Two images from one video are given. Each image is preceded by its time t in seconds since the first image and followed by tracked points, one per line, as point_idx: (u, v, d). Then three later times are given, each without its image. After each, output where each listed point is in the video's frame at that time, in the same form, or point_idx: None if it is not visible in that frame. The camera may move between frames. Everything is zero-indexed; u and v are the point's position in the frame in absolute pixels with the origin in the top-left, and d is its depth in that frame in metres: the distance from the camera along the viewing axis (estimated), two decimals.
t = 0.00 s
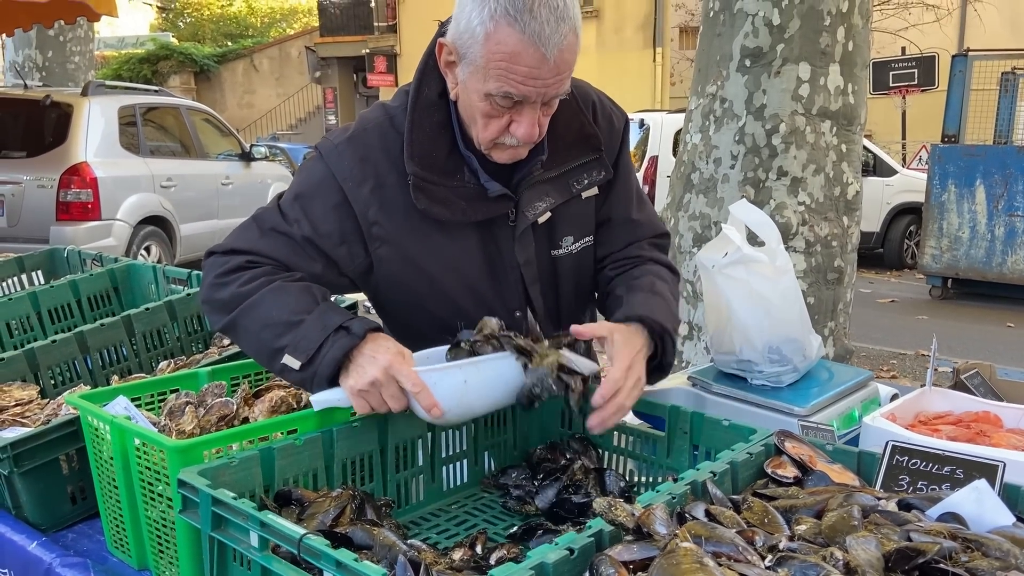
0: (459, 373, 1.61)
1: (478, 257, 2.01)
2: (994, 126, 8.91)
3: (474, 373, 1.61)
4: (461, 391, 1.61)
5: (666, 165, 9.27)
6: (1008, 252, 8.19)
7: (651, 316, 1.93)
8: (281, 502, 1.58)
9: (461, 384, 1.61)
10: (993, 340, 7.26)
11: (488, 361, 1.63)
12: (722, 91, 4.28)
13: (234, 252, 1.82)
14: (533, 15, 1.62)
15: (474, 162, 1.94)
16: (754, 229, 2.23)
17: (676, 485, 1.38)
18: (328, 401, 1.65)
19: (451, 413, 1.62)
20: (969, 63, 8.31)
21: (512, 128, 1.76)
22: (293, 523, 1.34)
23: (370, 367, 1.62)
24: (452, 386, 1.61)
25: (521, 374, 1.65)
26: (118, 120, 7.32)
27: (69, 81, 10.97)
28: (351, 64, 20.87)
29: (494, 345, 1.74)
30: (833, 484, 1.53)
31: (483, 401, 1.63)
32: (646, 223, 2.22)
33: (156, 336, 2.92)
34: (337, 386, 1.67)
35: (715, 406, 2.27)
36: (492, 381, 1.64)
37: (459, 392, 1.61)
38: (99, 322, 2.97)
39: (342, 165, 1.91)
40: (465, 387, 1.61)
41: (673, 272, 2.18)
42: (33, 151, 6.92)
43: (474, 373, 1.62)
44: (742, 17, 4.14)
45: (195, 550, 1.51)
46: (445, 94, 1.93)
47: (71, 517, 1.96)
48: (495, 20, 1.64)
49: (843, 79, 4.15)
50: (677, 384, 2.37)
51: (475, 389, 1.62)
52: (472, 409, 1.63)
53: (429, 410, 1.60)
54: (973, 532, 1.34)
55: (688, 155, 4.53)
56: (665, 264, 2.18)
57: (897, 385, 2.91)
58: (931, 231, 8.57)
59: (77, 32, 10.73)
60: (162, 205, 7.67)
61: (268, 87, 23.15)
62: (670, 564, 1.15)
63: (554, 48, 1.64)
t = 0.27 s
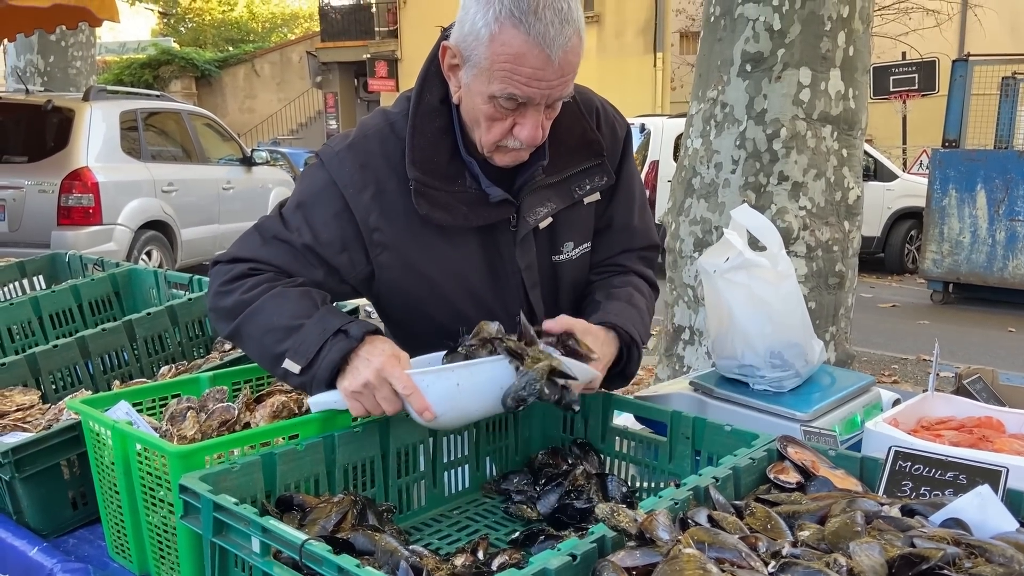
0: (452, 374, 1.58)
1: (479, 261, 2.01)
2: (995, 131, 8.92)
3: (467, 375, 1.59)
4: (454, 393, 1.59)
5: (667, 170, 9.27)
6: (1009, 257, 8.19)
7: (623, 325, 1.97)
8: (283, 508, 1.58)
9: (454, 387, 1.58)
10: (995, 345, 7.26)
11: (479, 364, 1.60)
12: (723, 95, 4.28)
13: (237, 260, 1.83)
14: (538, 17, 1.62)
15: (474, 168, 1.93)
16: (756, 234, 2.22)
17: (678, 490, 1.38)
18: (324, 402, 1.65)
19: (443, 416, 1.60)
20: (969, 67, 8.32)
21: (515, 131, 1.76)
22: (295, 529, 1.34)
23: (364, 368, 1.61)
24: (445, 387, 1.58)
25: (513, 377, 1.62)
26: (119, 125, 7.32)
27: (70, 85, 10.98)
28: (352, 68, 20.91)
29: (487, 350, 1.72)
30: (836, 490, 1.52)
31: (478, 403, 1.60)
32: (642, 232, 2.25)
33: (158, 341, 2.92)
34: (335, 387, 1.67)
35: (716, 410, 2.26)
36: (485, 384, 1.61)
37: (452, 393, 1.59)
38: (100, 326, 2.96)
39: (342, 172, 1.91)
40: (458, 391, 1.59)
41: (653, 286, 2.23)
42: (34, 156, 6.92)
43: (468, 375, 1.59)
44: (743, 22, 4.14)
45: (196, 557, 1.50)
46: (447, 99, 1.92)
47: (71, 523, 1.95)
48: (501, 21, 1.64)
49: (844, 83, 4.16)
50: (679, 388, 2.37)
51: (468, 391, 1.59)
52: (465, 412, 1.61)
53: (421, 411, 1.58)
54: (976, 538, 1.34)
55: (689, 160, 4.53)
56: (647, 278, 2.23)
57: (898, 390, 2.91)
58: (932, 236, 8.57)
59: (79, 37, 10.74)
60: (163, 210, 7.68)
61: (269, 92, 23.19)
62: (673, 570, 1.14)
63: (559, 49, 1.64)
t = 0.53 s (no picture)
0: (452, 395, 1.59)
1: (479, 265, 2.01)
2: (996, 135, 8.91)
3: (467, 397, 1.59)
4: (452, 414, 1.59)
5: (667, 174, 9.27)
6: (1010, 261, 8.18)
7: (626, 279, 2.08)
8: (283, 513, 1.57)
9: (452, 408, 1.59)
10: (996, 349, 7.25)
11: (482, 389, 1.60)
12: (724, 100, 4.28)
13: (237, 270, 1.83)
14: (529, 17, 1.62)
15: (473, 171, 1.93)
16: (756, 236, 2.22)
17: (680, 495, 1.37)
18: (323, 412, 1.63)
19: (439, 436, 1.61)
20: (969, 72, 8.31)
21: (511, 132, 1.75)
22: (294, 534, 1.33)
23: (363, 381, 1.61)
24: (443, 406, 1.59)
25: (514, 404, 1.62)
26: (120, 130, 7.33)
27: (72, 90, 11.00)
28: (353, 73, 20.96)
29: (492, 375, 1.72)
30: (838, 494, 1.51)
31: (474, 426, 1.60)
32: (642, 230, 2.23)
33: (158, 345, 2.91)
34: (331, 397, 1.65)
35: (718, 415, 2.25)
36: (485, 408, 1.61)
37: (449, 413, 1.59)
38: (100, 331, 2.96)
39: (341, 178, 1.91)
40: (456, 412, 1.59)
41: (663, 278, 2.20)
42: (35, 160, 6.93)
43: (468, 397, 1.59)
44: (744, 27, 4.14)
45: (195, 562, 1.50)
46: (444, 104, 1.93)
47: (70, 528, 1.94)
48: (492, 22, 1.64)
49: (845, 88, 4.16)
50: (680, 393, 2.36)
51: (466, 413, 1.60)
52: (461, 434, 1.61)
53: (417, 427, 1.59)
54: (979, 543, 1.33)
55: (690, 165, 4.53)
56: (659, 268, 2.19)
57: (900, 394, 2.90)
58: (933, 240, 8.56)
59: (81, 42, 10.77)
60: (164, 214, 7.68)
61: (270, 97, 23.23)
62: None
63: (551, 49, 1.64)
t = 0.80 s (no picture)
0: (463, 393, 1.59)
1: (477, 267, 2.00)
2: (997, 138, 8.91)
3: (478, 393, 1.59)
4: (464, 412, 1.59)
5: (668, 178, 9.27)
6: (1011, 265, 8.18)
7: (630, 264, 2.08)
8: (281, 517, 1.56)
9: (464, 406, 1.59)
10: (997, 353, 7.24)
11: (493, 385, 1.61)
12: (724, 104, 4.27)
13: (240, 277, 1.82)
14: (520, 15, 1.62)
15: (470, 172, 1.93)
16: (758, 239, 2.21)
17: (680, 500, 1.36)
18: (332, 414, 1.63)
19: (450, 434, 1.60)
20: (969, 75, 8.31)
21: (505, 132, 1.75)
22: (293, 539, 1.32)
23: (374, 381, 1.60)
24: (455, 405, 1.58)
25: (527, 401, 1.63)
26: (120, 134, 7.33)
27: (72, 94, 11.01)
28: (353, 77, 21.00)
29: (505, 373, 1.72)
30: (840, 499, 1.50)
31: (487, 422, 1.60)
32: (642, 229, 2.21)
33: (157, 349, 2.91)
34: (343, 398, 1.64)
35: (719, 419, 2.25)
36: (495, 404, 1.61)
37: (462, 410, 1.58)
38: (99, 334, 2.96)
39: (338, 181, 1.90)
40: (469, 409, 1.59)
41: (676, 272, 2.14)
42: (36, 164, 6.94)
43: (479, 394, 1.60)
44: (744, 31, 4.14)
45: (194, 567, 1.49)
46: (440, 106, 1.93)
47: (68, 532, 1.93)
48: (484, 21, 1.64)
49: (845, 92, 4.15)
50: (681, 397, 2.36)
51: (477, 411, 1.60)
52: (473, 432, 1.61)
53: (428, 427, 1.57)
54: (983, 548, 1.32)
55: (690, 168, 4.52)
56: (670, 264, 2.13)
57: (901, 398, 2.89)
58: (934, 244, 8.56)
59: (81, 46, 10.78)
60: (164, 218, 7.68)
61: (270, 101, 23.27)
62: None
63: (543, 47, 1.63)
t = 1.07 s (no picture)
0: (467, 393, 1.58)
1: (475, 272, 1.99)
2: (998, 141, 8.90)
3: (481, 393, 1.59)
4: (467, 412, 1.58)
5: (668, 181, 9.26)
6: (1012, 268, 8.16)
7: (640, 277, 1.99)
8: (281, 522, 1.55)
9: (468, 405, 1.58)
10: (999, 357, 7.22)
11: (495, 384, 1.60)
12: (725, 107, 4.26)
13: (234, 282, 1.81)
14: (513, 18, 1.61)
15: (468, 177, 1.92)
16: (759, 242, 2.20)
17: (682, 504, 1.35)
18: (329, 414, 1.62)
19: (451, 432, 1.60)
20: (970, 79, 8.31)
21: (502, 136, 1.73)
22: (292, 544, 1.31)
23: (375, 382, 1.59)
24: (458, 404, 1.58)
25: (526, 399, 1.62)
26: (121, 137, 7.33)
27: (72, 97, 11.01)
28: (354, 80, 21.01)
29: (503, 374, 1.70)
30: (843, 503, 1.49)
31: (489, 422, 1.60)
32: (643, 228, 2.17)
33: (156, 352, 2.90)
34: (338, 399, 1.63)
35: (720, 422, 2.24)
36: (498, 404, 1.60)
37: (465, 411, 1.58)
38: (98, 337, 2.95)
39: (334, 188, 1.90)
40: (471, 408, 1.58)
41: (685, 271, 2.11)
42: (36, 167, 6.93)
43: (482, 393, 1.59)
44: (744, 34, 4.14)
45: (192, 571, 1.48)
46: (437, 111, 1.92)
47: (66, 536, 1.92)
48: (477, 25, 1.63)
49: (846, 95, 4.15)
50: (682, 401, 2.35)
51: (480, 410, 1.59)
52: (475, 430, 1.61)
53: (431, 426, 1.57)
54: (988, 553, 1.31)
55: (690, 171, 4.51)
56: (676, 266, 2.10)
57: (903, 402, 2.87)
58: (935, 247, 8.55)
59: (82, 50, 10.78)
60: (165, 221, 7.68)
61: (271, 104, 23.28)
62: None
63: (537, 49, 1.62)
